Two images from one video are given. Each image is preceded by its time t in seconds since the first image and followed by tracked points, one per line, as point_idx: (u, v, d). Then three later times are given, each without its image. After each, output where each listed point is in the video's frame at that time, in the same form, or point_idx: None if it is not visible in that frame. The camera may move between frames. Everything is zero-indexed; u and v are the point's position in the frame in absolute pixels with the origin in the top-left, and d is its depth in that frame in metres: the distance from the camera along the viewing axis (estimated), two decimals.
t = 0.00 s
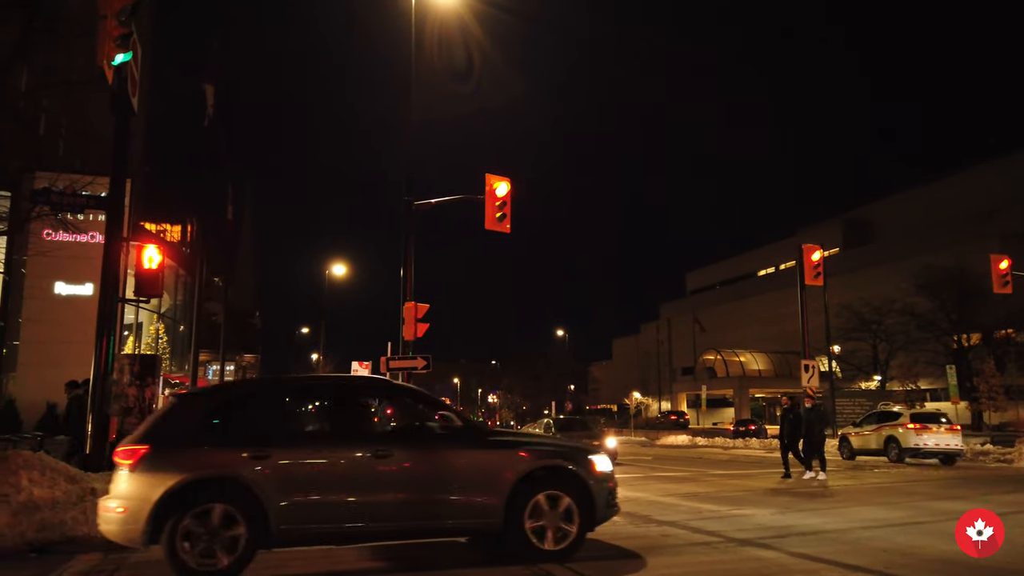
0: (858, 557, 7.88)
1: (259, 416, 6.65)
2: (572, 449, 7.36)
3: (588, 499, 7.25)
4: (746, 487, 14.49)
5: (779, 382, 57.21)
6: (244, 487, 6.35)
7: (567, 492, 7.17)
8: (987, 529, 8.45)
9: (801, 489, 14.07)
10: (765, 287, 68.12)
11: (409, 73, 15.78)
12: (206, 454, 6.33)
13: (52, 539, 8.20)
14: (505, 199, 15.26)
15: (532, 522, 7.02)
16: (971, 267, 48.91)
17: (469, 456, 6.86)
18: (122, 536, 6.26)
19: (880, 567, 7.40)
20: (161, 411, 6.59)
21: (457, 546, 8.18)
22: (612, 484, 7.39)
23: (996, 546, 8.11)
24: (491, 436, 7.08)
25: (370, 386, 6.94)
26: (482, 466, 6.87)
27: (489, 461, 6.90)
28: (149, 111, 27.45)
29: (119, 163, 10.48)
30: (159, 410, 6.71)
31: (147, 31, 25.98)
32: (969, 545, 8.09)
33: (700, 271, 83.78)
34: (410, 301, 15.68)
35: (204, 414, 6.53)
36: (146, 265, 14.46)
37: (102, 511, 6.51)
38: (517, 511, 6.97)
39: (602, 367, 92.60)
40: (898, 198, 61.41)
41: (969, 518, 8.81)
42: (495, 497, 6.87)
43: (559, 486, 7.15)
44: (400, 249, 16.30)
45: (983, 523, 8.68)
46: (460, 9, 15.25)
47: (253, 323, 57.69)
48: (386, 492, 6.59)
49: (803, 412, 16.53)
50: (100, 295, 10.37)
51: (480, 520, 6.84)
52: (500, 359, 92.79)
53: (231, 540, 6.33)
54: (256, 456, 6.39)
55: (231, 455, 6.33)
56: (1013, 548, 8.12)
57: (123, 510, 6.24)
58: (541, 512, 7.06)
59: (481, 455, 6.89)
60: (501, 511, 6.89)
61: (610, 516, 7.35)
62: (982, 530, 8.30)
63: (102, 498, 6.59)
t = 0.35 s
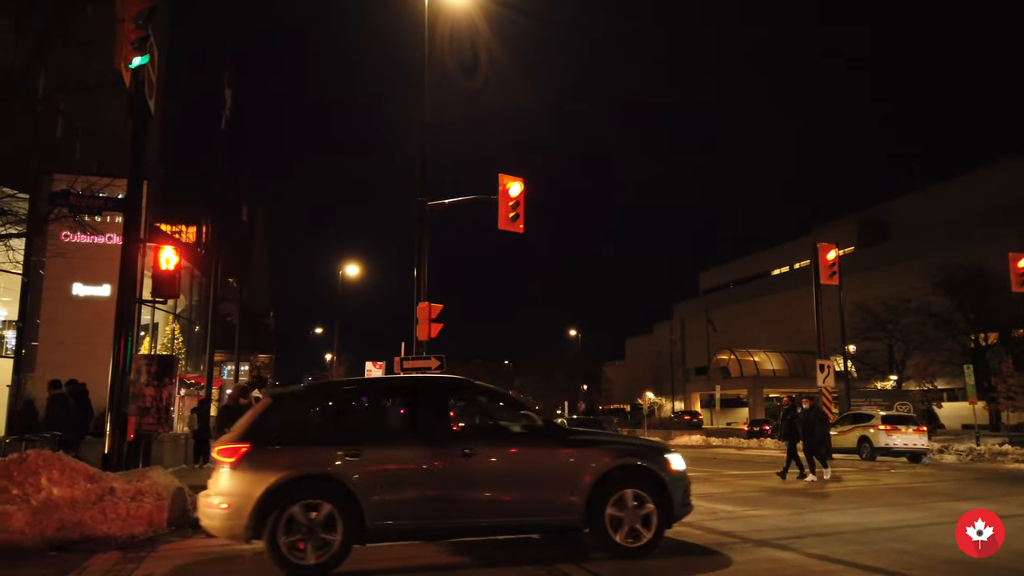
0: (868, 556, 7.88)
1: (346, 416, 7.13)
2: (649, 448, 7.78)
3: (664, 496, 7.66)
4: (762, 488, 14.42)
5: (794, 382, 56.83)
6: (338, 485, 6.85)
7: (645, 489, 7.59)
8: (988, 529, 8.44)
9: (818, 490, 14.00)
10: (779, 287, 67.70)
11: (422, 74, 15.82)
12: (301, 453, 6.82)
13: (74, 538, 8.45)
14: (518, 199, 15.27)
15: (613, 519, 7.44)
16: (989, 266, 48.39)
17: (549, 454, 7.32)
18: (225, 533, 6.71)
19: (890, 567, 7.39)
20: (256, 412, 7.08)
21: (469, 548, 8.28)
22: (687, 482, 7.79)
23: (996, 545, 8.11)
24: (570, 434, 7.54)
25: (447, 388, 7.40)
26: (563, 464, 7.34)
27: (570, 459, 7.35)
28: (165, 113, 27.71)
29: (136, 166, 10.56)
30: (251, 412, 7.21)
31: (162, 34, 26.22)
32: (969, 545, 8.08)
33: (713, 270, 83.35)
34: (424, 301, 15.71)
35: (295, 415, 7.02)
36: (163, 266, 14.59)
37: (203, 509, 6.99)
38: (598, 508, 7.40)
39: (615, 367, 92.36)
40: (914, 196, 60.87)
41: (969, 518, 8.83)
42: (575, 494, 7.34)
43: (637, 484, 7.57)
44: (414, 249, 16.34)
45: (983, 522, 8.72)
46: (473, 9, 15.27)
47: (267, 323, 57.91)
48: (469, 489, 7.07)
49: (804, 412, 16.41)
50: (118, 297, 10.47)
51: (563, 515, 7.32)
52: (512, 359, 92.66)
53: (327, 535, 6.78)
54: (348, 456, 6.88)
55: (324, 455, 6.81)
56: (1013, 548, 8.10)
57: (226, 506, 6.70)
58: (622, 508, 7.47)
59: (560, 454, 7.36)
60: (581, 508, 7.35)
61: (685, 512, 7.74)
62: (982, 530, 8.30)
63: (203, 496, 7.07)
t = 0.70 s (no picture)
0: (880, 556, 7.90)
1: (435, 418, 7.56)
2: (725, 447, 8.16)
3: (743, 494, 8.03)
4: (779, 488, 14.35)
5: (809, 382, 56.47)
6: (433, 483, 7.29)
7: (723, 487, 7.97)
8: (987, 529, 8.59)
9: (834, 491, 13.93)
10: (793, 286, 67.30)
11: (434, 75, 15.86)
12: (398, 453, 7.26)
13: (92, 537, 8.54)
14: (531, 199, 15.27)
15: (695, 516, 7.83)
16: (1006, 265, 47.88)
17: (633, 453, 7.72)
18: (329, 529, 7.14)
19: (901, 567, 7.40)
20: (350, 415, 7.52)
21: (477, 547, 8.44)
22: (762, 479, 8.17)
23: (995, 545, 8.22)
24: (651, 434, 7.93)
25: (525, 390, 7.84)
26: (645, 462, 7.73)
27: (654, 458, 7.77)
28: (178, 115, 27.93)
29: (152, 169, 10.65)
30: (345, 414, 7.65)
31: (177, 37, 26.42)
32: (970, 545, 8.18)
33: (726, 270, 82.95)
34: (437, 301, 15.73)
35: (387, 418, 7.48)
36: (179, 268, 14.71)
37: (303, 507, 7.42)
38: (680, 506, 7.80)
39: (627, 368, 92.15)
40: (930, 194, 60.32)
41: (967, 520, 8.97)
42: (658, 492, 7.74)
43: (716, 482, 7.95)
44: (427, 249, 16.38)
45: (983, 523, 8.85)
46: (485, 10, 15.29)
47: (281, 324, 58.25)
48: (556, 486, 7.49)
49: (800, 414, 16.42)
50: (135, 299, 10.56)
51: (647, 511, 7.71)
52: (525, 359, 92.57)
53: (425, 531, 7.23)
54: (442, 456, 7.32)
55: (419, 455, 7.25)
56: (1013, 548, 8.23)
57: (329, 504, 7.13)
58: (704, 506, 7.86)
59: (642, 454, 7.75)
60: (665, 507, 7.75)
61: (761, 509, 8.11)
62: (982, 530, 8.43)
63: (302, 494, 7.51)
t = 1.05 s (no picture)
0: (892, 556, 7.85)
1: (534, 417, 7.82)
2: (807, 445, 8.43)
3: (824, 490, 8.30)
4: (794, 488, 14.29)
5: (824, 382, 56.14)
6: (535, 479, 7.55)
7: (806, 483, 8.25)
8: (988, 529, 8.34)
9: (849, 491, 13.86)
10: (808, 285, 66.88)
11: (447, 75, 15.89)
12: (504, 450, 7.53)
13: (109, 536, 8.60)
14: (543, 199, 15.27)
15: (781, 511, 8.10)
16: None
17: (721, 451, 8.00)
18: (438, 524, 7.40)
19: (913, 567, 7.36)
20: (453, 414, 7.80)
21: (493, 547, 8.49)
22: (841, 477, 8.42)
23: (996, 546, 8.05)
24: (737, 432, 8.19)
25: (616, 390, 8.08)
26: (733, 459, 8.00)
27: (743, 457, 8.03)
28: (193, 118, 28.15)
29: (168, 172, 10.74)
30: (445, 414, 7.93)
31: (191, 41, 26.63)
32: (969, 546, 8.04)
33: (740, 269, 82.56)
34: (449, 302, 15.77)
35: (487, 416, 7.72)
36: (194, 269, 14.86)
37: (409, 503, 7.70)
38: (768, 502, 8.07)
39: (641, 368, 91.95)
40: (946, 192, 59.72)
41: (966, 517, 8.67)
42: (747, 489, 8.00)
43: (799, 478, 8.23)
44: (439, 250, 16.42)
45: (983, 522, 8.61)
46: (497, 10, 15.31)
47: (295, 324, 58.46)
48: (652, 483, 7.75)
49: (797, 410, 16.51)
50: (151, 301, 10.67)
51: (735, 507, 7.99)
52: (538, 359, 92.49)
53: (529, 527, 7.46)
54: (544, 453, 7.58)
55: (523, 452, 7.51)
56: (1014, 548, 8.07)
57: (438, 500, 7.40)
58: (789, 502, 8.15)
59: (729, 452, 8.01)
60: (752, 502, 8.02)
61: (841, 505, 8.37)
62: (983, 530, 8.23)
63: (407, 491, 7.78)
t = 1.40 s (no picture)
0: (903, 554, 7.82)
1: (638, 417, 8.06)
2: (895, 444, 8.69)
3: (914, 488, 8.54)
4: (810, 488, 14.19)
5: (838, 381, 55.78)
6: (644, 477, 7.81)
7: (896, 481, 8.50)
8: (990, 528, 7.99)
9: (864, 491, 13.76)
10: (822, 284, 66.45)
11: (459, 76, 15.91)
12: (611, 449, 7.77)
13: (126, 535, 8.69)
14: (555, 198, 15.26)
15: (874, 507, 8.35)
16: None
17: (817, 449, 8.26)
18: (552, 520, 7.64)
19: (925, 566, 7.33)
20: (561, 413, 8.04)
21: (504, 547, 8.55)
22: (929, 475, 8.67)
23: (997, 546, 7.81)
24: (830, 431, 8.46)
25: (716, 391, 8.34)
26: (828, 456, 8.27)
27: (837, 454, 8.31)
28: (207, 120, 28.36)
29: (183, 173, 10.82)
30: (552, 413, 8.17)
31: (206, 43, 26.83)
32: (968, 546, 7.83)
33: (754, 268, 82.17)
34: (462, 302, 15.79)
35: (594, 416, 7.95)
36: (209, 270, 14.99)
37: (521, 499, 7.96)
38: (863, 498, 8.32)
39: (654, 368, 91.77)
40: (962, 189, 59.13)
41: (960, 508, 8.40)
42: (842, 485, 8.27)
43: (890, 475, 8.48)
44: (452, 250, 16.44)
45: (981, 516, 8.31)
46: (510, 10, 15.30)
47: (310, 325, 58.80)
48: (734, 478, 7.95)
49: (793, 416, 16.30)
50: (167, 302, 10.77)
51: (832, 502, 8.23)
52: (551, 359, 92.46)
53: (639, 522, 7.71)
54: (650, 452, 7.84)
55: (633, 452, 7.76)
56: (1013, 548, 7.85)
57: (552, 497, 7.64)
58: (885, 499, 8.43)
59: (824, 449, 8.28)
60: (847, 498, 8.27)
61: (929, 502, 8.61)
62: (983, 529, 7.92)
63: (517, 487, 8.06)
